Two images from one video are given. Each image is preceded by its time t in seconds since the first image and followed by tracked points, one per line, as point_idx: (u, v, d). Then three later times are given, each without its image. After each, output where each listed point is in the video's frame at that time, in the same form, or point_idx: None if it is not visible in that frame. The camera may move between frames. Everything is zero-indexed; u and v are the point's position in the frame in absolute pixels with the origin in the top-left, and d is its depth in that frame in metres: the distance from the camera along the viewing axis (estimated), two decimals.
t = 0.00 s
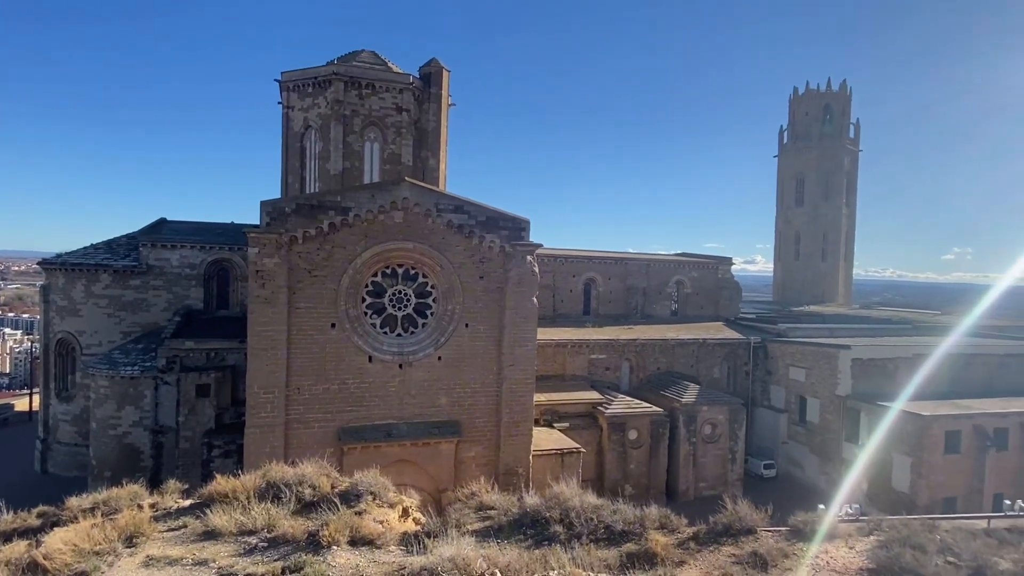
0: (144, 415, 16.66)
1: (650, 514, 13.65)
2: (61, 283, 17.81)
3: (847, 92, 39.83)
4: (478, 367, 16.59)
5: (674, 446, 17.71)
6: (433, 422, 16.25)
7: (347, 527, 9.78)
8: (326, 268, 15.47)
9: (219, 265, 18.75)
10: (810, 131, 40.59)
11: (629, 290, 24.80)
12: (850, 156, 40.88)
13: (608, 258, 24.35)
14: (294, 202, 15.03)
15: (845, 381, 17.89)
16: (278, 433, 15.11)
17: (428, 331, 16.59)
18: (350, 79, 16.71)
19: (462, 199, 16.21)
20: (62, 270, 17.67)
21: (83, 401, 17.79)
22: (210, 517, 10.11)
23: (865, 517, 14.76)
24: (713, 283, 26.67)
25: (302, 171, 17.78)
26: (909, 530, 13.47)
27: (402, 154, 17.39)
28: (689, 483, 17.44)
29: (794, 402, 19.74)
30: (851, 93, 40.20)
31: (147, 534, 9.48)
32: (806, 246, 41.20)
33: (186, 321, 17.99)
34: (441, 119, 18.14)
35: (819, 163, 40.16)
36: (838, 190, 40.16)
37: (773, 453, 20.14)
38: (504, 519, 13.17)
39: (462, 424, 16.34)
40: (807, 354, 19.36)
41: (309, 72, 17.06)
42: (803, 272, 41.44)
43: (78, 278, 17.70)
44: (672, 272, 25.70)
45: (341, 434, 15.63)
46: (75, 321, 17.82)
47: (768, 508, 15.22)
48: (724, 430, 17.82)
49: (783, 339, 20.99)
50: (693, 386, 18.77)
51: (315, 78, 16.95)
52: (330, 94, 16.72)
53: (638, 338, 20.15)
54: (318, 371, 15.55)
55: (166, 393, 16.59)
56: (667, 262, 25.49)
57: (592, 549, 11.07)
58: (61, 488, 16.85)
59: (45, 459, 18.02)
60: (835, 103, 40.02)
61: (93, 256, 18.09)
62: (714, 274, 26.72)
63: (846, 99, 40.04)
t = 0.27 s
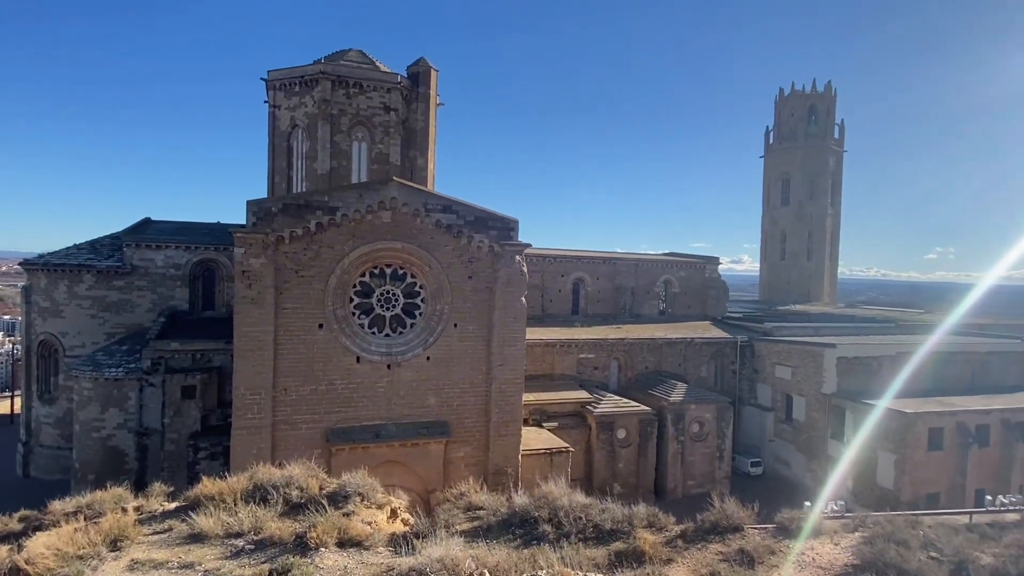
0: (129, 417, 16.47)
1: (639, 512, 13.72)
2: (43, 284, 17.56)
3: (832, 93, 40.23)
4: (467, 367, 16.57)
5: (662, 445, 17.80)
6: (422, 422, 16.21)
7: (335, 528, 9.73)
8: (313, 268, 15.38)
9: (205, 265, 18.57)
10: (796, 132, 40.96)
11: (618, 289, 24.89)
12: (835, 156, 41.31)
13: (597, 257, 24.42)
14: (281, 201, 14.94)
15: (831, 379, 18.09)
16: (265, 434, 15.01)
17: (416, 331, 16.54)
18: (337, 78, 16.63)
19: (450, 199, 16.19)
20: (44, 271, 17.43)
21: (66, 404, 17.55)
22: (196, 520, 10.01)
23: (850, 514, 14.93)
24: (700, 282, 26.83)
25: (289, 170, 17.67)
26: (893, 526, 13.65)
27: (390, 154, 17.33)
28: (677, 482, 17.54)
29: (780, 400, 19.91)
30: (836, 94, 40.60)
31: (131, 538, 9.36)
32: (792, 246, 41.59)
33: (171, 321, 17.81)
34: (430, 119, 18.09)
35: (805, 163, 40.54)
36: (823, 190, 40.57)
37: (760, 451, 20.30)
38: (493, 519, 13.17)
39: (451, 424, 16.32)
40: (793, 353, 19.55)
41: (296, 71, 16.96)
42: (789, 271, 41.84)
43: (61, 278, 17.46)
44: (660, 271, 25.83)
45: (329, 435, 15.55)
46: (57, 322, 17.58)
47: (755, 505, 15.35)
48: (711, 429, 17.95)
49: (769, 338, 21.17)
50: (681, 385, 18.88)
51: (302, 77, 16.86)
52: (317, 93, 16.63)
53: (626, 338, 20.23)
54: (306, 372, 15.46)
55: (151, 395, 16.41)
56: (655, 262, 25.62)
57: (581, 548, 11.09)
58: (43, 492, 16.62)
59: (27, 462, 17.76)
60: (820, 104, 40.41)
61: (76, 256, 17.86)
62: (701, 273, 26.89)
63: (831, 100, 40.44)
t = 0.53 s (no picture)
0: (116, 419, 16.31)
1: (629, 512, 13.76)
2: (28, 284, 17.37)
3: (820, 94, 40.55)
4: (458, 367, 16.55)
5: (653, 444, 17.87)
6: (412, 423, 16.18)
7: (325, 530, 9.69)
8: (303, 268, 15.32)
9: (193, 265, 18.42)
10: (784, 133, 41.25)
11: (608, 289, 24.95)
12: (823, 157, 41.64)
13: (587, 258, 24.47)
14: (270, 202, 14.86)
15: (819, 378, 18.23)
16: (254, 436, 14.93)
17: (407, 332, 16.50)
18: (327, 78, 16.58)
19: (441, 199, 16.17)
20: (30, 272, 17.24)
21: (52, 406, 17.37)
22: (185, 523, 9.92)
23: (838, 512, 15.05)
24: (690, 282, 26.95)
25: (279, 170, 17.58)
26: (880, 524, 13.78)
27: (380, 154, 17.27)
28: (667, 481, 17.62)
29: (770, 399, 20.03)
30: (824, 95, 40.93)
31: (119, 541, 9.26)
32: (781, 246, 41.89)
33: (159, 322, 17.67)
34: (420, 119, 18.03)
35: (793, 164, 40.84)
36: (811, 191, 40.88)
37: (750, 450, 20.42)
38: (484, 519, 13.15)
39: (442, 425, 16.29)
40: (782, 352, 19.68)
41: (285, 71, 16.90)
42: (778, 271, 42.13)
43: (47, 279, 17.28)
44: (650, 271, 25.92)
45: (319, 436, 15.49)
46: (43, 323, 17.38)
47: (744, 503, 15.44)
48: (701, 428, 18.03)
49: (759, 337, 21.29)
50: (671, 385, 18.96)
51: (292, 76, 16.80)
52: (307, 93, 16.56)
53: (617, 338, 20.28)
54: (295, 373, 15.39)
55: (139, 396, 16.28)
56: (645, 262, 25.71)
57: (572, 548, 11.11)
58: (29, 495, 16.42)
59: (12, 465, 17.55)
60: (808, 105, 40.71)
61: (62, 256, 17.67)
62: (691, 273, 27.01)
63: (819, 101, 40.75)
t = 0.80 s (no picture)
0: (101, 422, 16.10)
1: (619, 511, 13.80)
2: (11, 286, 17.14)
3: (806, 96, 40.91)
4: (447, 368, 16.51)
5: (641, 444, 17.94)
6: (401, 424, 16.13)
7: (314, 532, 9.64)
8: (291, 269, 15.25)
9: (179, 266, 18.25)
10: (771, 134, 41.58)
11: (597, 290, 25.02)
12: (809, 158, 42.01)
13: (576, 258, 24.52)
14: (258, 202, 14.78)
15: (805, 377, 18.39)
16: (241, 438, 14.85)
17: (396, 333, 16.45)
18: (315, 77, 16.49)
19: (430, 200, 16.14)
20: (12, 273, 17.02)
21: (35, 409, 17.14)
22: (171, 526, 9.82)
23: (825, 510, 15.19)
24: (678, 282, 27.09)
25: (266, 171, 17.46)
26: (866, 522, 13.93)
27: (368, 154, 17.19)
28: (656, 480, 17.70)
29: (757, 399, 20.17)
30: (810, 97, 41.29)
31: (104, 546, 9.14)
32: (767, 246, 42.22)
33: (145, 324, 17.49)
34: (409, 119, 17.95)
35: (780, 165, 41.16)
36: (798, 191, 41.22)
37: (737, 448, 20.56)
38: (473, 520, 13.14)
39: (431, 426, 16.25)
40: (769, 352, 19.83)
41: (272, 70, 16.81)
42: (765, 271, 42.44)
43: (30, 281, 17.05)
44: (639, 272, 26.03)
45: (307, 438, 15.43)
46: (26, 325, 17.14)
47: (732, 502, 15.54)
48: (690, 427, 18.13)
49: (746, 337, 21.44)
50: (660, 384, 19.04)
51: (279, 76, 16.71)
52: (295, 93, 16.47)
53: (606, 338, 20.34)
54: (283, 375, 15.31)
55: (124, 399, 16.16)
56: (634, 263, 25.81)
57: (561, 548, 11.12)
58: (11, 500, 16.17)
59: None
60: (794, 106, 41.05)
61: (45, 257, 17.46)
62: (679, 273, 27.15)
63: (805, 103, 41.10)
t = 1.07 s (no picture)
0: (85, 425, 15.90)
1: (608, 510, 13.83)
2: None
3: (792, 97, 41.29)
4: (435, 369, 16.47)
5: (630, 444, 18.01)
6: (390, 426, 16.08)
7: (301, 535, 9.59)
8: (278, 270, 15.19)
9: (164, 267, 18.07)
10: (757, 136, 41.90)
11: (586, 290, 25.08)
12: (795, 160, 42.39)
13: (565, 259, 24.56)
14: (244, 202, 14.68)
15: (792, 377, 18.55)
16: (228, 440, 14.77)
17: (384, 334, 16.39)
18: (302, 76, 16.41)
19: (418, 200, 16.11)
20: None
21: (17, 413, 16.95)
22: (157, 530, 9.72)
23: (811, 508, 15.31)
24: (666, 283, 27.22)
25: (252, 171, 17.34)
26: (851, 519, 14.08)
27: (356, 154, 17.10)
28: (644, 480, 17.77)
29: (744, 398, 20.31)
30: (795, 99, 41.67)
31: (88, 551, 9.03)
32: (754, 247, 42.54)
33: (129, 326, 17.32)
34: (397, 119, 17.86)
35: (766, 166, 41.49)
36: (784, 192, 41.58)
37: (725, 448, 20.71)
38: (462, 521, 13.12)
39: (420, 427, 16.20)
40: (756, 352, 19.99)
41: (259, 70, 16.71)
42: (752, 271, 42.76)
43: (11, 282, 16.81)
44: (627, 273, 26.12)
45: (294, 440, 15.37)
46: (7, 327, 16.87)
47: (720, 501, 15.62)
48: (678, 427, 18.22)
49: (733, 337, 21.59)
50: (648, 384, 19.13)
51: (266, 76, 16.62)
52: (282, 92, 16.38)
53: (595, 338, 20.39)
54: (270, 377, 15.25)
55: (109, 401, 15.96)
56: (622, 264, 25.90)
57: (551, 549, 11.14)
58: None
59: None
60: (780, 108, 41.40)
61: (27, 258, 17.21)
62: (667, 274, 27.28)
63: (791, 105, 41.48)
